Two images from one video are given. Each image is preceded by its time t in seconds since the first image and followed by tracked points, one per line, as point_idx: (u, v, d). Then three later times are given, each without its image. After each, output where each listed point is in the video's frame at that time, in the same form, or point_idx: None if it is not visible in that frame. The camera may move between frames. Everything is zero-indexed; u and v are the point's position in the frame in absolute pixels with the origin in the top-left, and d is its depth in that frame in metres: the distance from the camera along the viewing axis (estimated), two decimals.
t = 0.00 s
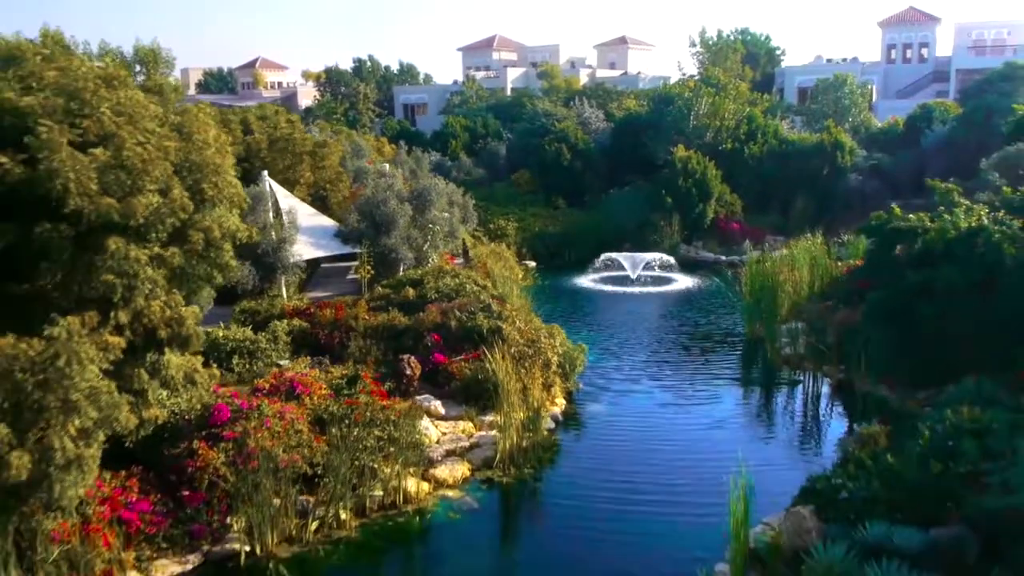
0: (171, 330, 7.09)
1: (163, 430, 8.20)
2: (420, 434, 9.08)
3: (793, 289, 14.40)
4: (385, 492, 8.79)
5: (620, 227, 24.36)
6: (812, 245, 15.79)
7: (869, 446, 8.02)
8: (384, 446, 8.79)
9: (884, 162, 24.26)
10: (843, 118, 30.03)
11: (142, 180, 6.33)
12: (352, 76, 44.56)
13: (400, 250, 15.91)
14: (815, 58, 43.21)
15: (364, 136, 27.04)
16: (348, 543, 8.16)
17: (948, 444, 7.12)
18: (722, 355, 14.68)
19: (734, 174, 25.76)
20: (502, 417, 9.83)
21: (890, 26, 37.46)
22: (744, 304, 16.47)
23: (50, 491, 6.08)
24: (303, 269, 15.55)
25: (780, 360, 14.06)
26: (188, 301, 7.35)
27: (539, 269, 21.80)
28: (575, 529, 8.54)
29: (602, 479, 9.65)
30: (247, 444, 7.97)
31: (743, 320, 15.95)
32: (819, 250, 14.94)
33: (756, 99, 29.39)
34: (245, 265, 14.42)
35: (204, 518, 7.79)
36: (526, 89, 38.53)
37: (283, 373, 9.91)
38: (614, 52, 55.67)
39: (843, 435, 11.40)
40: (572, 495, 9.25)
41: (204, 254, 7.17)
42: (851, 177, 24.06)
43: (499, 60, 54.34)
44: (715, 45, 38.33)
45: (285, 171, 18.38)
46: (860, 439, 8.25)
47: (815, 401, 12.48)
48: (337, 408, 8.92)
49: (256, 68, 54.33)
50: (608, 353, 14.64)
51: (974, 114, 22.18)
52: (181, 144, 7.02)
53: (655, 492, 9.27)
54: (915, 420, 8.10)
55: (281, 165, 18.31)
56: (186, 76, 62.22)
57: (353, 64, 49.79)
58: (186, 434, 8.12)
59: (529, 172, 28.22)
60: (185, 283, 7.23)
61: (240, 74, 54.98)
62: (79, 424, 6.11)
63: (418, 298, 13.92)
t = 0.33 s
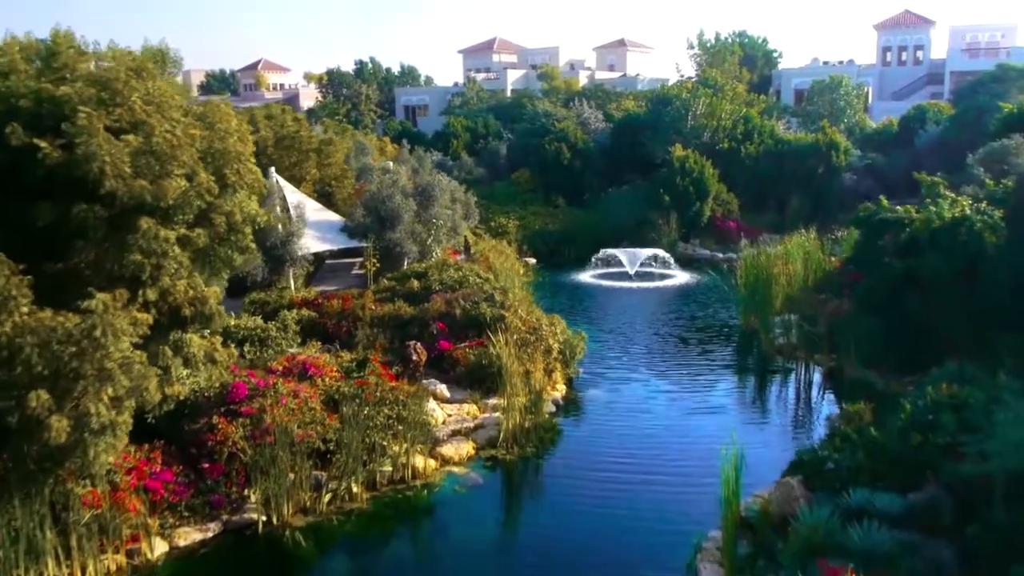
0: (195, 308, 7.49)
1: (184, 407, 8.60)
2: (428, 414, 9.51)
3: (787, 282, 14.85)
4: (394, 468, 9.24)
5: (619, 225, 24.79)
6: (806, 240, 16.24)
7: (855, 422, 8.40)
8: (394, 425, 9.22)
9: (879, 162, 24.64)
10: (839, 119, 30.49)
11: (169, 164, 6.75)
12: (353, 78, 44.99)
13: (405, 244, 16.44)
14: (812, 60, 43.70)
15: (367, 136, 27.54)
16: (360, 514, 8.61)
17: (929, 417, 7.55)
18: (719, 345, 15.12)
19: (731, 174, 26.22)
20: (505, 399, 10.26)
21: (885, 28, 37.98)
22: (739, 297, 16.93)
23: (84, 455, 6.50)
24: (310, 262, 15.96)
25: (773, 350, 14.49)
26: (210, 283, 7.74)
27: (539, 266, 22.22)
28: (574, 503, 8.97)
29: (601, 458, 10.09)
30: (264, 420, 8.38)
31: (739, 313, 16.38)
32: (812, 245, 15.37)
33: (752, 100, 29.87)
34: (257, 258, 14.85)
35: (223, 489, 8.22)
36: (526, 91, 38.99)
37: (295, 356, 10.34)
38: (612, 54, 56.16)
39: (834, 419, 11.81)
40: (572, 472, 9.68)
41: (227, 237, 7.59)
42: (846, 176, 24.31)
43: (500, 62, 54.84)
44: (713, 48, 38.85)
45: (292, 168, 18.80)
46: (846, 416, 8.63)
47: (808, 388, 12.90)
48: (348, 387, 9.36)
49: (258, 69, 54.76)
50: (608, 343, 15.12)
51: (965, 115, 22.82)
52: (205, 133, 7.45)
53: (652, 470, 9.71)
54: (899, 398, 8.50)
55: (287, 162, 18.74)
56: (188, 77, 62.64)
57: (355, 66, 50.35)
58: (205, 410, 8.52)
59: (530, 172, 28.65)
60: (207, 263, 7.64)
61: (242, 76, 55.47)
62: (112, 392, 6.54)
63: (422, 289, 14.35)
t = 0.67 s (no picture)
0: (218, 288, 7.96)
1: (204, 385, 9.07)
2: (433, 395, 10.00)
3: (779, 277, 15.33)
4: (402, 445, 9.74)
5: (618, 224, 25.30)
6: (798, 235, 16.74)
7: (839, 398, 8.88)
8: (402, 403, 9.71)
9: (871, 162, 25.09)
10: (834, 121, 31.02)
11: (196, 152, 7.26)
12: (355, 82, 45.54)
13: (409, 239, 17.02)
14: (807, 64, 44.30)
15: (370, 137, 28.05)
16: (370, 486, 9.11)
17: (908, 392, 8.02)
18: (713, 337, 15.61)
19: (726, 175, 26.72)
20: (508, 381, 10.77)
21: (879, 33, 38.61)
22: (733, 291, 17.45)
23: (116, 421, 7.03)
24: (318, 257, 16.45)
25: (766, 340, 14.99)
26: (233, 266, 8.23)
27: (539, 263, 22.71)
28: (573, 477, 9.45)
29: (600, 437, 10.58)
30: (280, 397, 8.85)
31: (733, 306, 16.89)
32: (804, 240, 15.86)
33: (748, 103, 30.42)
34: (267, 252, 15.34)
35: (242, 461, 8.69)
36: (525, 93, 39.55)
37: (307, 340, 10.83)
38: (610, 58, 56.80)
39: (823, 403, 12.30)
40: (571, 449, 10.18)
41: (247, 222, 8.07)
42: (839, 177, 24.86)
43: (499, 66, 55.47)
44: (709, 52, 39.41)
45: (298, 167, 19.29)
46: (832, 394, 9.11)
47: (799, 374, 13.39)
48: (359, 368, 9.85)
49: (260, 73, 55.38)
50: (605, 334, 15.64)
51: (958, 115, 23.20)
52: (227, 123, 7.93)
53: (648, 446, 10.21)
54: (881, 376, 8.97)
55: (294, 161, 19.23)
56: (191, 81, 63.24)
57: (355, 70, 50.96)
58: (224, 388, 9.00)
59: (530, 173, 29.15)
60: (230, 247, 8.13)
61: (244, 80, 56.08)
62: (145, 362, 7.05)
63: (426, 282, 14.83)
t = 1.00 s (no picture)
0: (237, 270, 8.43)
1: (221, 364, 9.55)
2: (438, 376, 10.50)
3: (771, 271, 15.82)
4: (409, 423, 10.28)
5: (616, 222, 25.80)
6: (790, 231, 17.26)
7: (823, 377, 9.38)
8: (409, 384, 10.20)
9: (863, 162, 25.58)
10: (827, 123, 31.56)
11: (219, 141, 7.73)
12: (355, 85, 46.10)
13: (412, 235, 17.54)
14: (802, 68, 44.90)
15: (371, 137, 28.56)
16: (379, 461, 9.63)
17: (887, 368, 8.52)
18: (707, 329, 16.15)
19: (721, 175, 27.23)
20: (510, 365, 11.29)
21: (872, 37, 39.24)
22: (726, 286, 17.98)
23: (144, 393, 7.50)
24: (323, 251, 16.95)
25: (757, 331, 15.49)
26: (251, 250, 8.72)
27: (538, 260, 23.22)
28: (571, 454, 9.96)
29: (597, 418, 11.10)
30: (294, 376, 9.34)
31: (726, 300, 17.43)
32: (795, 234, 16.39)
33: (742, 105, 31.02)
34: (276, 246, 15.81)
35: (258, 436, 9.19)
36: (525, 96, 40.12)
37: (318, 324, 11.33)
38: (608, 62, 57.45)
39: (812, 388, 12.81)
40: (569, 429, 10.69)
41: (264, 209, 8.56)
42: (833, 177, 25.35)
43: (499, 70, 56.17)
44: (705, 55, 40.03)
45: (303, 165, 19.79)
46: (817, 374, 9.60)
47: (789, 361, 13.90)
48: (367, 350, 10.35)
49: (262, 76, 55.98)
50: (603, 326, 16.19)
51: (946, 116, 23.65)
52: (246, 115, 8.41)
53: (642, 427, 10.74)
54: (863, 357, 9.47)
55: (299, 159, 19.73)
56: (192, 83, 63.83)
57: (356, 74, 51.56)
58: (240, 366, 9.50)
59: (529, 173, 29.65)
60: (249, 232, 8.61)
61: (245, 83, 56.66)
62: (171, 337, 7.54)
63: (429, 275, 15.33)
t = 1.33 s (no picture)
0: (249, 259, 8.83)
1: (232, 350, 9.98)
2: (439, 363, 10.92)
3: (761, 267, 16.28)
4: (411, 408, 10.71)
5: (611, 223, 26.24)
6: (780, 229, 17.73)
7: (809, 363, 9.81)
8: (411, 371, 10.63)
9: (853, 164, 26.07)
10: (819, 127, 32.10)
11: (233, 135, 8.11)
12: (353, 90, 46.58)
13: (412, 233, 18.02)
14: (795, 74, 45.52)
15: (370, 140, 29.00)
16: (382, 442, 10.07)
17: (868, 353, 8.95)
18: (697, 324, 16.63)
19: (714, 177, 27.71)
20: (507, 354, 11.73)
21: (864, 43, 39.88)
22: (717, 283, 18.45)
23: (161, 373, 7.92)
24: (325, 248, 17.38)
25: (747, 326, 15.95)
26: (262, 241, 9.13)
27: (535, 259, 23.65)
28: (566, 437, 10.39)
29: (590, 405, 11.54)
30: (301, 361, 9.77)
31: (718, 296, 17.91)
32: (785, 231, 16.86)
33: (735, 109, 31.56)
34: (279, 242, 16.17)
35: (267, 418, 9.62)
36: (521, 100, 40.63)
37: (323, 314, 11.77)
38: (603, 67, 58.10)
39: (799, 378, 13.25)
40: (564, 415, 11.12)
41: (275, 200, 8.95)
42: (823, 179, 25.84)
43: (495, 74, 56.76)
44: (699, 60, 40.61)
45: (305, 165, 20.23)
46: (803, 360, 10.04)
47: (776, 353, 14.36)
48: (371, 338, 10.78)
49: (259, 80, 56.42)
50: (597, 321, 16.65)
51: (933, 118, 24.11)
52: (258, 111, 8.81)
53: (635, 413, 11.19)
54: (847, 344, 9.91)
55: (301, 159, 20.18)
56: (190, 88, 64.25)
57: (353, 78, 52.06)
58: (251, 352, 9.94)
59: (525, 175, 30.12)
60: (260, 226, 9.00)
61: (242, 87, 57.09)
62: (187, 319, 7.97)
63: (428, 271, 15.77)
